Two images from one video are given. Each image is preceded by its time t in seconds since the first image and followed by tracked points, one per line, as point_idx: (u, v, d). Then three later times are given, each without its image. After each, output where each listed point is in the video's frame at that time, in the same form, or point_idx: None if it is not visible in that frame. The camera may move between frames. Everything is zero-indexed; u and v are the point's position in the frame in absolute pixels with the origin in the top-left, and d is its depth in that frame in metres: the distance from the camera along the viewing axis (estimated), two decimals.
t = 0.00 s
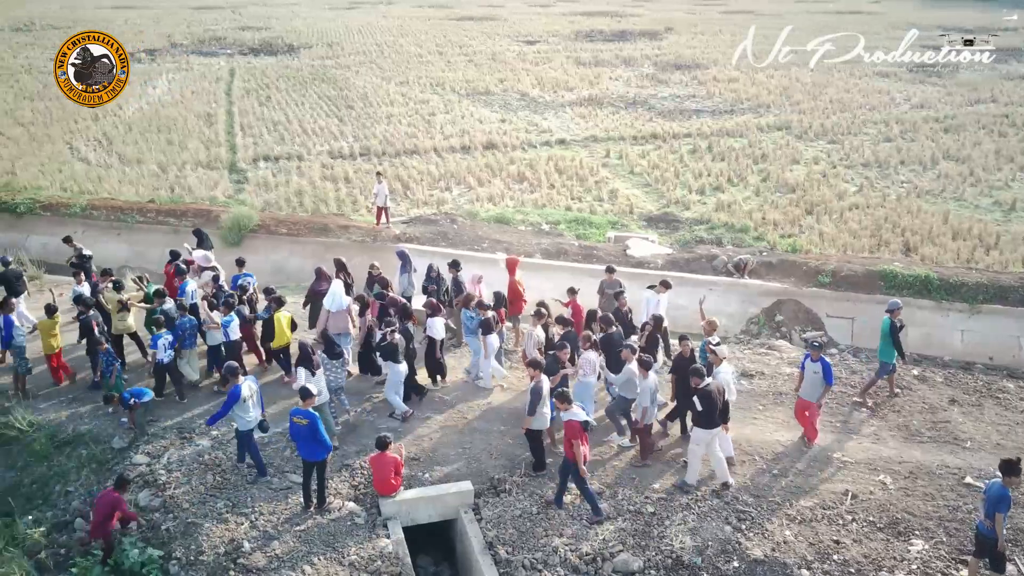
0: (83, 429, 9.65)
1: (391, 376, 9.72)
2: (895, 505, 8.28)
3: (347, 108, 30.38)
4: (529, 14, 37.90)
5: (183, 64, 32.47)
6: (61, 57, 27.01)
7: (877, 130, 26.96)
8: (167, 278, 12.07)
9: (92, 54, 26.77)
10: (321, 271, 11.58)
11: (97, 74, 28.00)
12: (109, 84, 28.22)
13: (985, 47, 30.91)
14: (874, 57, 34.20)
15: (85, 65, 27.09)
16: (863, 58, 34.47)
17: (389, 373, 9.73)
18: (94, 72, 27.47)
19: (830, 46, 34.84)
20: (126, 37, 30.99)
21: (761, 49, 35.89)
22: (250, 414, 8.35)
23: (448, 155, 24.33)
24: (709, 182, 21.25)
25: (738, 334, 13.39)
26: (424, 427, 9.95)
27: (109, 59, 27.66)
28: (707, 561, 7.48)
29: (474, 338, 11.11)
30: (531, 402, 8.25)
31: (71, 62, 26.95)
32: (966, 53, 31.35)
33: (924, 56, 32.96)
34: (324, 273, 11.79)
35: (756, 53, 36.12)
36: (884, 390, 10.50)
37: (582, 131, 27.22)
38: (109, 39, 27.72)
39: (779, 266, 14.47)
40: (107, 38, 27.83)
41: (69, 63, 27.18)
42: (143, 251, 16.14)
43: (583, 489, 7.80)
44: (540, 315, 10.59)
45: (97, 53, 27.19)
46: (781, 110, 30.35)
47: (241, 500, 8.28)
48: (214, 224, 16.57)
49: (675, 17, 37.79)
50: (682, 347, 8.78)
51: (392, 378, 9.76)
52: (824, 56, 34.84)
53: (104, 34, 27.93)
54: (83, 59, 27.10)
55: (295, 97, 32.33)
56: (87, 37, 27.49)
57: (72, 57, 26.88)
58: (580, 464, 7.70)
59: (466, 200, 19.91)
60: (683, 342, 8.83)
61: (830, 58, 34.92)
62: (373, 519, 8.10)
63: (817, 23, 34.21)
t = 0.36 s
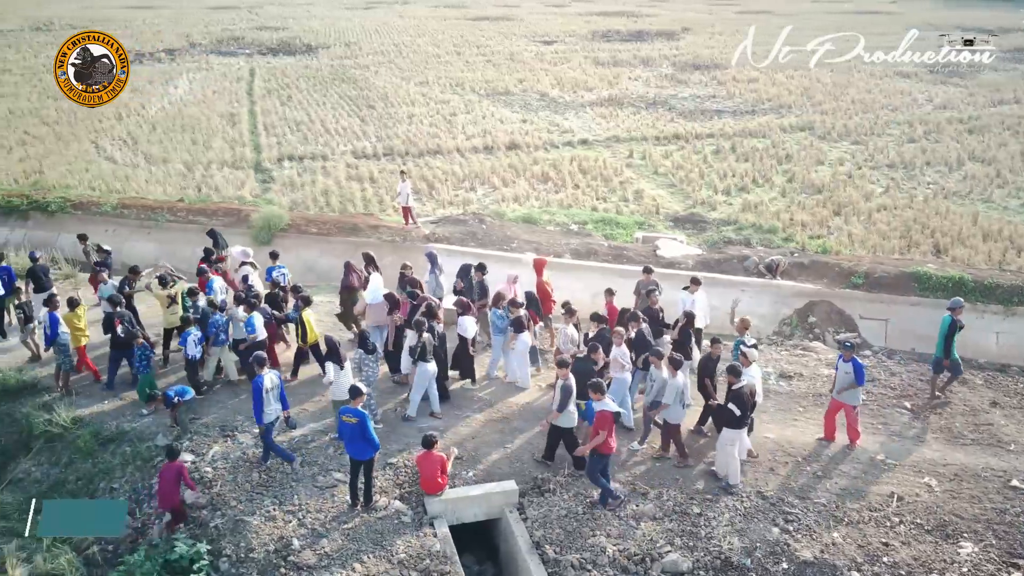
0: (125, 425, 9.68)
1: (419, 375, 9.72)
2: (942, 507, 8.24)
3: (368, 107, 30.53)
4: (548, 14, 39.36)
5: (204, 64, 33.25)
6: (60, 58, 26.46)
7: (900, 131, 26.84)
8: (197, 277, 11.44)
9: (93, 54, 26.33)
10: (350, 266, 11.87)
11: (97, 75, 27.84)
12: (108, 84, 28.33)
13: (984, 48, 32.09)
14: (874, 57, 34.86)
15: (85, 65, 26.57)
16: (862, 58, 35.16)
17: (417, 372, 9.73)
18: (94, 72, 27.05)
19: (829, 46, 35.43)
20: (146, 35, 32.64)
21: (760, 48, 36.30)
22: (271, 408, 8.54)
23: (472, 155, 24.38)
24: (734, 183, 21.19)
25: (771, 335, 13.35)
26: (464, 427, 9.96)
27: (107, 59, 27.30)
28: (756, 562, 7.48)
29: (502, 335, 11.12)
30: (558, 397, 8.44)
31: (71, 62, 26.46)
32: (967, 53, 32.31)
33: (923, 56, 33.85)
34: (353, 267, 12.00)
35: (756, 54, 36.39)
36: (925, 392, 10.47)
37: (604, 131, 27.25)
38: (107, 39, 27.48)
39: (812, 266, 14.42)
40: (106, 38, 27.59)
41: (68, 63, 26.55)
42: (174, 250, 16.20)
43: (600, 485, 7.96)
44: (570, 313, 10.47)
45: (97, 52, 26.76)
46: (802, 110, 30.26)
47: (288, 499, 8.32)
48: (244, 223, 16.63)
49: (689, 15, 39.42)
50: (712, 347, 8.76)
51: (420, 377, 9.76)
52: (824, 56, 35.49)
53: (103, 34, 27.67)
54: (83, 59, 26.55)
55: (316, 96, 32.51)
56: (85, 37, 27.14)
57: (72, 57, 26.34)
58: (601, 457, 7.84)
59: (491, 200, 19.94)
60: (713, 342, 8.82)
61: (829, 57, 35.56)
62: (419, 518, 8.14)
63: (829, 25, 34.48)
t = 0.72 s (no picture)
0: (170, 425, 9.74)
1: (446, 374, 9.78)
2: (991, 509, 8.22)
3: (387, 108, 30.70)
4: (558, 14, 39.26)
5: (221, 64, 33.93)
6: (60, 57, 26.89)
7: (921, 132, 26.76)
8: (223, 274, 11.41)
9: (93, 54, 26.49)
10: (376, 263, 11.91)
11: (96, 75, 28.01)
12: (109, 84, 28.53)
13: (985, 48, 31.80)
14: (874, 57, 34.96)
15: (85, 65, 26.76)
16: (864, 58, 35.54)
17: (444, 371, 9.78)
18: (94, 72, 27.23)
19: (829, 46, 35.78)
20: (161, 37, 34.21)
21: (762, 49, 36.99)
22: (305, 399, 8.74)
23: (493, 155, 24.45)
24: (757, 183, 21.19)
25: (803, 336, 13.34)
26: (506, 427, 9.99)
27: (108, 59, 27.46)
28: (808, 564, 7.49)
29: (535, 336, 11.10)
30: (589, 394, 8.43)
31: (71, 62, 26.79)
32: (967, 52, 31.87)
33: (923, 56, 33.98)
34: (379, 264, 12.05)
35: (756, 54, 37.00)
36: (965, 394, 10.45)
37: (623, 131, 27.31)
38: (109, 40, 27.52)
39: (842, 268, 14.40)
40: (106, 38, 27.70)
41: (69, 63, 26.94)
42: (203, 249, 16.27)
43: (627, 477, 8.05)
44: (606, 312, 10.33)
45: (98, 53, 26.87)
46: (821, 111, 30.25)
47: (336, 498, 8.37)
48: (273, 223, 16.71)
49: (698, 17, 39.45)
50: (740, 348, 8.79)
51: (447, 376, 9.81)
52: (825, 55, 35.85)
53: (103, 35, 27.74)
54: (83, 59, 26.78)
55: (334, 97, 32.66)
56: (86, 37, 27.22)
57: (72, 57, 26.69)
58: (632, 454, 7.89)
59: (515, 200, 19.99)
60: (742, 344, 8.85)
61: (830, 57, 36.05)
62: (468, 518, 8.16)
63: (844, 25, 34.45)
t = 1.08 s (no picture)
0: (206, 425, 9.78)
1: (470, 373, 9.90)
2: None
3: (401, 108, 30.79)
4: (566, 14, 40.49)
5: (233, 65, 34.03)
6: (61, 57, 26.93)
7: (935, 133, 26.74)
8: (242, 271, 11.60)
9: (92, 54, 26.50)
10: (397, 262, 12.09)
11: (96, 75, 28.00)
12: (109, 83, 28.55)
13: (985, 48, 32.13)
14: (874, 57, 35.67)
15: (84, 65, 26.72)
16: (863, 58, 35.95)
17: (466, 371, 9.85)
18: (93, 72, 27.21)
19: (829, 46, 36.22)
20: (171, 37, 34.74)
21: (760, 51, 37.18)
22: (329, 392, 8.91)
23: (509, 156, 24.51)
24: (775, 184, 21.20)
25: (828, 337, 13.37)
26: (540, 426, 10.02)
27: (108, 59, 27.50)
28: (852, 565, 7.51)
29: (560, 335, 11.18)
30: (612, 395, 8.45)
31: (71, 62, 26.79)
32: (967, 53, 32.45)
33: (923, 56, 34.53)
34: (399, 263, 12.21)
35: (756, 54, 37.17)
36: (998, 395, 10.46)
37: (638, 132, 27.36)
38: (109, 39, 27.43)
39: (867, 268, 14.42)
40: (106, 37, 27.64)
41: (69, 62, 26.95)
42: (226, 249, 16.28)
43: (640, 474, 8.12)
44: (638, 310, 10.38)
45: (98, 53, 26.79)
46: (835, 111, 30.27)
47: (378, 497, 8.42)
48: (295, 224, 16.75)
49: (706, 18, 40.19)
50: (759, 349, 8.80)
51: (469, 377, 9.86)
52: (825, 56, 36.26)
53: (102, 35, 27.69)
54: (83, 59, 26.76)
55: (347, 97, 32.72)
56: (86, 36, 27.16)
57: (72, 57, 26.66)
58: (653, 453, 8.07)
59: (533, 201, 20.03)
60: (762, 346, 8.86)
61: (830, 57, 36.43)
62: (509, 518, 8.21)
63: (847, 25, 35.08)
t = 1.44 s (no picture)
0: (244, 426, 9.84)
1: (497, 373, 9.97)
2: None
3: (414, 110, 30.81)
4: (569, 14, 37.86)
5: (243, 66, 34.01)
6: (61, 57, 27.02)
7: (950, 134, 26.70)
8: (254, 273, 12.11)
9: (92, 54, 26.83)
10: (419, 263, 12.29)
11: (97, 75, 28.12)
12: (110, 84, 28.51)
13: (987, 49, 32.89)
14: (874, 57, 35.14)
15: (85, 65, 27.06)
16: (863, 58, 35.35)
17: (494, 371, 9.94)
18: (94, 72, 27.45)
19: (829, 46, 35.73)
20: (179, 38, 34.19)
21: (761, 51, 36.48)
22: (355, 387, 9.13)
23: (525, 158, 24.54)
24: (792, 186, 21.22)
25: (855, 340, 13.38)
26: (577, 428, 10.05)
27: (109, 59, 27.83)
28: (897, 567, 7.56)
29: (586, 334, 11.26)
30: (632, 396, 8.47)
31: (71, 62, 26.97)
32: (967, 53, 31.69)
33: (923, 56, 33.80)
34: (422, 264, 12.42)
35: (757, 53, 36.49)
36: None
37: (652, 133, 27.37)
38: (109, 39, 27.86)
39: (892, 271, 14.45)
40: (107, 37, 28.03)
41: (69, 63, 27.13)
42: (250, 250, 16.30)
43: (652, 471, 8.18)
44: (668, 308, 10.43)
45: (98, 53, 27.19)
46: (848, 113, 30.28)
47: (421, 500, 8.47)
48: (318, 225, 16.80)
49: (712, 17, 37.74)
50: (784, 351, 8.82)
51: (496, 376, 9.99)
52: (825, 56, 35.76)
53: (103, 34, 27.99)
54: (83, 59, 27.06)
55: (359, 99, 32.72)
56: (87, 36, 27.48)
57: (72, 57, 26.89)
58: (669, 451, 7.98)
59: (552, 203, 20.07)
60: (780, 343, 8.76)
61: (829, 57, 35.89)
62: (552, 520, 8.23)
63: (852, 25, 34.15)
